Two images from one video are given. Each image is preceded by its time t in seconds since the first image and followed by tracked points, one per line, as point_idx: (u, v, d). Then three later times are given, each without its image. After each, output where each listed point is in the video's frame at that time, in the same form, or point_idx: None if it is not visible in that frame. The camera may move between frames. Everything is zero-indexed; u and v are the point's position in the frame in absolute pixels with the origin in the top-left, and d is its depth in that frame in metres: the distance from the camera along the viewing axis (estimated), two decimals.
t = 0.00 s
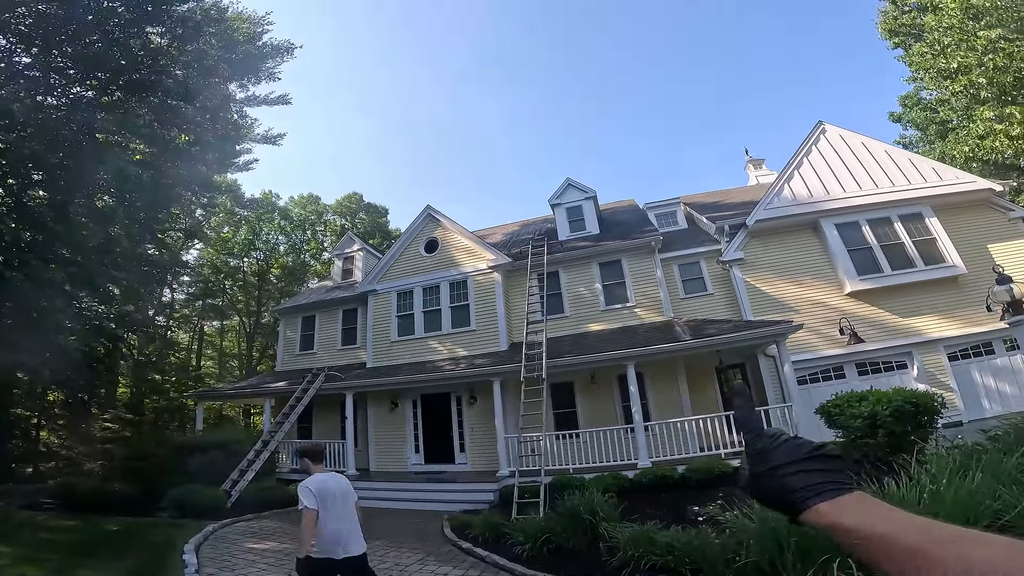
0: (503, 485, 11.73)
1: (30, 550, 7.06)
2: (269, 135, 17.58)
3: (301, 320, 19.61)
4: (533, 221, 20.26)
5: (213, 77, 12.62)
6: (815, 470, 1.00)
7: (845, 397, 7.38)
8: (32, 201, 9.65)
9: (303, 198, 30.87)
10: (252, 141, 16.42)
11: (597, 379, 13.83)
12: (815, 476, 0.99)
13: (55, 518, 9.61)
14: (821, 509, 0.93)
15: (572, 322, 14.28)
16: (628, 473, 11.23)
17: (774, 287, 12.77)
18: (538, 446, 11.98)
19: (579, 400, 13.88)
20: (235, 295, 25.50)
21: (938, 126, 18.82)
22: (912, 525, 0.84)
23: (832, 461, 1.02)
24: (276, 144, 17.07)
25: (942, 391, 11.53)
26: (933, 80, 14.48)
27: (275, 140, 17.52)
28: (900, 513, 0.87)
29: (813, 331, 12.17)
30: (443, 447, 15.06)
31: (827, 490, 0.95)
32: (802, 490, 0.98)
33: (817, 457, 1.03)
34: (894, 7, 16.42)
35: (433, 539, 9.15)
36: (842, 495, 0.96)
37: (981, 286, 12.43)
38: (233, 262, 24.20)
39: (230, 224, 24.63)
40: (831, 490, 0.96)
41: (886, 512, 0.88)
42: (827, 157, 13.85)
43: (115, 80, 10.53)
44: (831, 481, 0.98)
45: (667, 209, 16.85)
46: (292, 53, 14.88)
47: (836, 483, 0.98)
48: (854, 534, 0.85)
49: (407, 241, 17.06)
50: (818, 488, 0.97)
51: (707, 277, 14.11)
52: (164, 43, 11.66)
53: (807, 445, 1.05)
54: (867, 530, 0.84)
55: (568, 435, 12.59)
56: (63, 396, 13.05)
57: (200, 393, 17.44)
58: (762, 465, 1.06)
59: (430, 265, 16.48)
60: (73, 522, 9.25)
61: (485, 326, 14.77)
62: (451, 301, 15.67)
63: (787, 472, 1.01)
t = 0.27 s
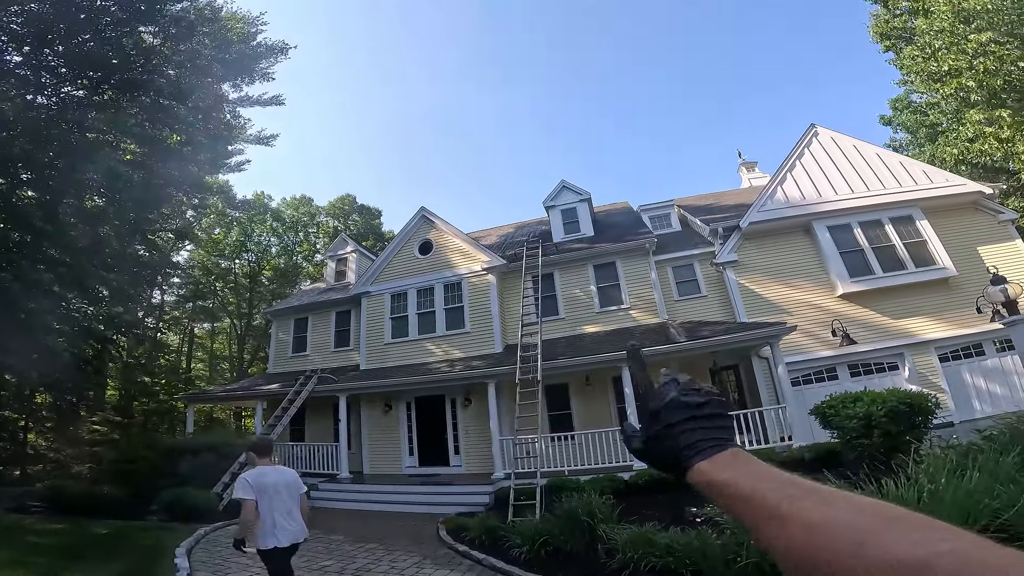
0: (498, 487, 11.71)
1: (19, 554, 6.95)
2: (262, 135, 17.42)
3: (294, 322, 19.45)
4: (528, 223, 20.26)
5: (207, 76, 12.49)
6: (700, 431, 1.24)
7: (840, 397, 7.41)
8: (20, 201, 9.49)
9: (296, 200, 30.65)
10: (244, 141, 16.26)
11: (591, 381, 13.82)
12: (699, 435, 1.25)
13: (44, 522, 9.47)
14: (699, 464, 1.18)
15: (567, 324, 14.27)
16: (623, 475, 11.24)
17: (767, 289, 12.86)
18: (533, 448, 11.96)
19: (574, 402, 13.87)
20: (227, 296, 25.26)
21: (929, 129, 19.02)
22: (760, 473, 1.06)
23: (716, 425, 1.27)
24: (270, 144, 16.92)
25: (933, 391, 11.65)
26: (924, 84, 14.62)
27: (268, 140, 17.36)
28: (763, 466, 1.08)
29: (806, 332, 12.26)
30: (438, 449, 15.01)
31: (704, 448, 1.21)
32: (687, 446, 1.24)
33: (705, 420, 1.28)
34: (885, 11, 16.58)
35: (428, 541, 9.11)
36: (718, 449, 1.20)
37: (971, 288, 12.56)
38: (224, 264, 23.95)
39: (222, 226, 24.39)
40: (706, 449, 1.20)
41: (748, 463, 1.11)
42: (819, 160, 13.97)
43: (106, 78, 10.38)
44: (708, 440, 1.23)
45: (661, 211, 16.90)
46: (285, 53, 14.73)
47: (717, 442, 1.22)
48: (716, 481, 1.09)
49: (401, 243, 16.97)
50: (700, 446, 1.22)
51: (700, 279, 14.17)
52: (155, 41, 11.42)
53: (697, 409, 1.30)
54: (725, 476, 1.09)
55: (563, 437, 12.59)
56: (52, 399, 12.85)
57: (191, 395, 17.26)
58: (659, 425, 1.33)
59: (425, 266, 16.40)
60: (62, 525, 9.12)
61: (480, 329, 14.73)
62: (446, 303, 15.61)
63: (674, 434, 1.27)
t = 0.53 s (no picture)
0: (489, 492, 11.67)
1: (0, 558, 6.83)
2: (251, 137, 17.29)
3: (283, 325, 19.27)
4: (519, 227, 20.28)
5: (196, 77, 12.37)
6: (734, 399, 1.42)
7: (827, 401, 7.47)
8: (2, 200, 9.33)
9: (285, 202, 30.42)
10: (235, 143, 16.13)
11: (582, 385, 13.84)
12: (729, 403, 1.43)
13: (26, 526, 9.31)
14: (725, 426, 1.35)
15: (558, 328, 14.30)
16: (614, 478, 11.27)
17: (756, 294, 13.00)
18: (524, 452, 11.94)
19: (565, 406, 13.88)
20: (215, 299, 24.97)
21: (914, 135, 19.31)
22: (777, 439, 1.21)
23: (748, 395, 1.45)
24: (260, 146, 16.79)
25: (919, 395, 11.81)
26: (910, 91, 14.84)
27: (258, 142, 17.23)
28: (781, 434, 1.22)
29: (795, 337, 12.42)
30: (428, 452, 14.94)
31: (733, 413, 1.38)
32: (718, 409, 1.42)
33: (743, 391, 1.46)
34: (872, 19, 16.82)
35: (419, 546, 9.06)
36: (745, 417, 1.38)
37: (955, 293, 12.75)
38: (212, 266, 23.69)
39: (210, 228, 24.14)
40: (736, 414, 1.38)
41: (770, 431, 1.27)
42: (807, 166, 14.14)
43: (97, 79, 10.28)
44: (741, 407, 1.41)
45: (652, 215, 17.01)
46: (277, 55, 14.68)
47: (746, 409, 1.39)
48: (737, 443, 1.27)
49: (392, 246, 16.90)
50: (730, 412, 1.40)
51: (690, 284, 14.26)
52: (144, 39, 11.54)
53: (738, 380, 1.48)
54: (748, 438, 1.26)
55: (554, 441, 12.58)
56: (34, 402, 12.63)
57: (176, 399, 17.03)
58: (697, 388, 1.53)
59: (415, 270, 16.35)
60: (45, 529, 8.98)
61: (471, 333, 14.69)
62: (436, 307, 15.55)
63: (708, 399, 1.45)
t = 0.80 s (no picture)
0: (473, 495, 11.58)
1: None
2: (239, 140, 17.21)
3: (268, 329, 19.08)
4: (507, 231, 20.24)
5: (183, 80, 12.32)
6: (669, 409, 1.20)
7: (806, 404, 7.49)
8: None
9: (273, 204, 30.26)
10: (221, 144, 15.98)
11: (568, 389, 13.79)
12: (665, 415, 1.21)
13: None
14: (658, 439, 1.14)
15: (543, 332, 14.27)
16: (598, 482, 11.21)
17: (740, 297, 13.06)
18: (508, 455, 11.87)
19: (550, 409, 13.82)
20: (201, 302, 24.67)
21: (896, 141, 19.58)
22: (709, 451, 1.04)
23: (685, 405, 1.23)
24: (247, 148, 16.66)
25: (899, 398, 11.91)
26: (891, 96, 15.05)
27: (245, 144, 17.13)
28: (712, 446, 1.06)
29: (777, 340, 12.52)
30: (414, 456, 14.81)
31: (667, 426, 1.16)
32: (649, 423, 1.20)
33: (679, 403, 1.24)
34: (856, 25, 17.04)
35: (400, 549, 8.95)
36: (680, 430, 1.15)
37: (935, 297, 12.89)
38: (198, 269, 23.43)
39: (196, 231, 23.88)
40: (670, 427, 1.16)
41: (706, 445, 1.06)
42: (791, 170, 14.23)
43: (81, 80, 10.21)
44: (676, 419, 1.18)
45: (638, 220, 17.03)
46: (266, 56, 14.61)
47: (681, 422, 1.17)
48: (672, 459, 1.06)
49: (378, 250, 16.78)
50: (664, 423, 1.17)
51: (675, 288, 14.28)
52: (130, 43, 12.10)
53: (673, 390, 1.26)
54: (680, 453, 1.05)
55: (538, 444, 12.53)
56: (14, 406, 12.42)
57: (159, 402, 16.78)
58: (629, 400, 1.30)
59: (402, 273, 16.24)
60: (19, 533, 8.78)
61: (456, 336, 14.61)
62: (422, 310, 15.46)
63: (642, 410, 1.22)
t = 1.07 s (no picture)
0: (459, 496, 11.52)
1: None
2: (224, 140, 17.00)
3: (252, 330, 18.84)
4: (495, 232, 20.18)
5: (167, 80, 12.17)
6: (640, 405, 1.26)
7: (786, 406, 7.53)
8: None
9: (260, 204, 29.91)
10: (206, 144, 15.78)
11: (554, 390, 13.77)
12: (636, 411, 1.27)
13: None
14: (631, 435, 1.19)
15: (530, 334, 14.24)
16: (584, 484, 11.21)
17: (724, 300, 13.14)
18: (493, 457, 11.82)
19: (536, 411, 13.79)
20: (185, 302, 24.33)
21: (880, 144, 19.83)
22: (679, 446, 1.09)
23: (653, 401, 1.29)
24: (233, 148, 16.46)
25: (879, 400, 12.05)
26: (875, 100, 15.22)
27: (231, 144, 16.93)
28: (682, 440, 1.12)
29: (761, 342, 12.57)
30: (399, 458, 14.71)
31: (638, 421, 1.22)
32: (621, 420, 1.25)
33: (649, 399, 1.30)
34: (841, 29, 17.21)
35: (383, 551, 8.88)
36: (651, 425, 1.22)
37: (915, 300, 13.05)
38: (182, 269, 23.09)
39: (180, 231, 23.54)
40: (642, 422, 1.21)
41: (676, 439, 1.12)
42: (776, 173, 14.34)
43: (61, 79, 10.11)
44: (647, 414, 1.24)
45: (625, 222, 17.06)
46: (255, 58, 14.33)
47: (652, 417, 1.24)
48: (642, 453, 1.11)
49: (365, 251, 16.65)
50: (636, 420, 1.23)
51: (661, 290, 14.32)
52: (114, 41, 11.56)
53: (643, 386, 1.33)
54: (650, 447, 1.10)
55: (524, 446, 12.49)
56: None
57: (140, 404, 16.50)
58: (603, 397, 1.36)
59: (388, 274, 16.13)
60: None
61: (443, 338, 14.53)
62: (409, 312, 15.36)
63: (614, 406, 1.29)
